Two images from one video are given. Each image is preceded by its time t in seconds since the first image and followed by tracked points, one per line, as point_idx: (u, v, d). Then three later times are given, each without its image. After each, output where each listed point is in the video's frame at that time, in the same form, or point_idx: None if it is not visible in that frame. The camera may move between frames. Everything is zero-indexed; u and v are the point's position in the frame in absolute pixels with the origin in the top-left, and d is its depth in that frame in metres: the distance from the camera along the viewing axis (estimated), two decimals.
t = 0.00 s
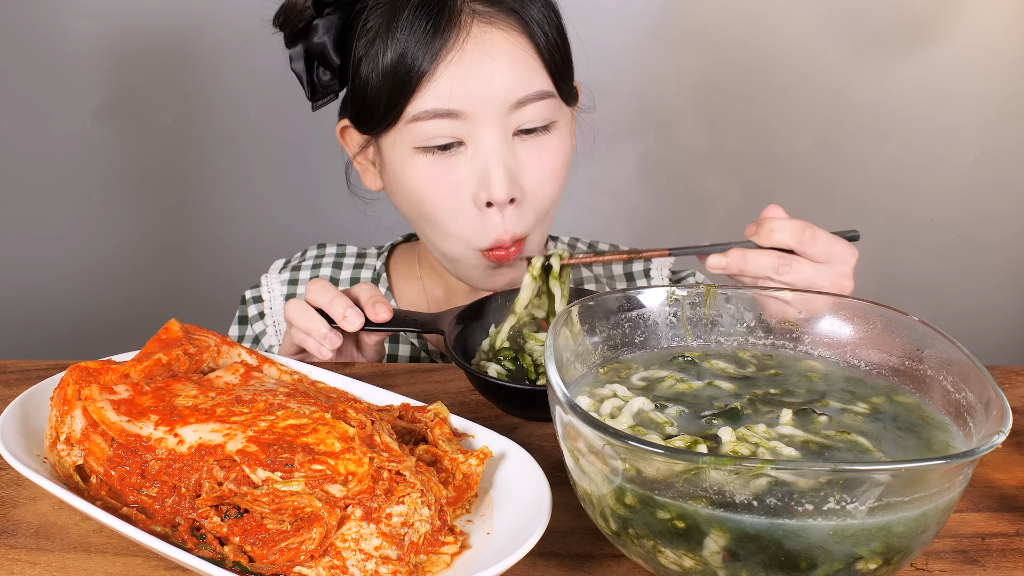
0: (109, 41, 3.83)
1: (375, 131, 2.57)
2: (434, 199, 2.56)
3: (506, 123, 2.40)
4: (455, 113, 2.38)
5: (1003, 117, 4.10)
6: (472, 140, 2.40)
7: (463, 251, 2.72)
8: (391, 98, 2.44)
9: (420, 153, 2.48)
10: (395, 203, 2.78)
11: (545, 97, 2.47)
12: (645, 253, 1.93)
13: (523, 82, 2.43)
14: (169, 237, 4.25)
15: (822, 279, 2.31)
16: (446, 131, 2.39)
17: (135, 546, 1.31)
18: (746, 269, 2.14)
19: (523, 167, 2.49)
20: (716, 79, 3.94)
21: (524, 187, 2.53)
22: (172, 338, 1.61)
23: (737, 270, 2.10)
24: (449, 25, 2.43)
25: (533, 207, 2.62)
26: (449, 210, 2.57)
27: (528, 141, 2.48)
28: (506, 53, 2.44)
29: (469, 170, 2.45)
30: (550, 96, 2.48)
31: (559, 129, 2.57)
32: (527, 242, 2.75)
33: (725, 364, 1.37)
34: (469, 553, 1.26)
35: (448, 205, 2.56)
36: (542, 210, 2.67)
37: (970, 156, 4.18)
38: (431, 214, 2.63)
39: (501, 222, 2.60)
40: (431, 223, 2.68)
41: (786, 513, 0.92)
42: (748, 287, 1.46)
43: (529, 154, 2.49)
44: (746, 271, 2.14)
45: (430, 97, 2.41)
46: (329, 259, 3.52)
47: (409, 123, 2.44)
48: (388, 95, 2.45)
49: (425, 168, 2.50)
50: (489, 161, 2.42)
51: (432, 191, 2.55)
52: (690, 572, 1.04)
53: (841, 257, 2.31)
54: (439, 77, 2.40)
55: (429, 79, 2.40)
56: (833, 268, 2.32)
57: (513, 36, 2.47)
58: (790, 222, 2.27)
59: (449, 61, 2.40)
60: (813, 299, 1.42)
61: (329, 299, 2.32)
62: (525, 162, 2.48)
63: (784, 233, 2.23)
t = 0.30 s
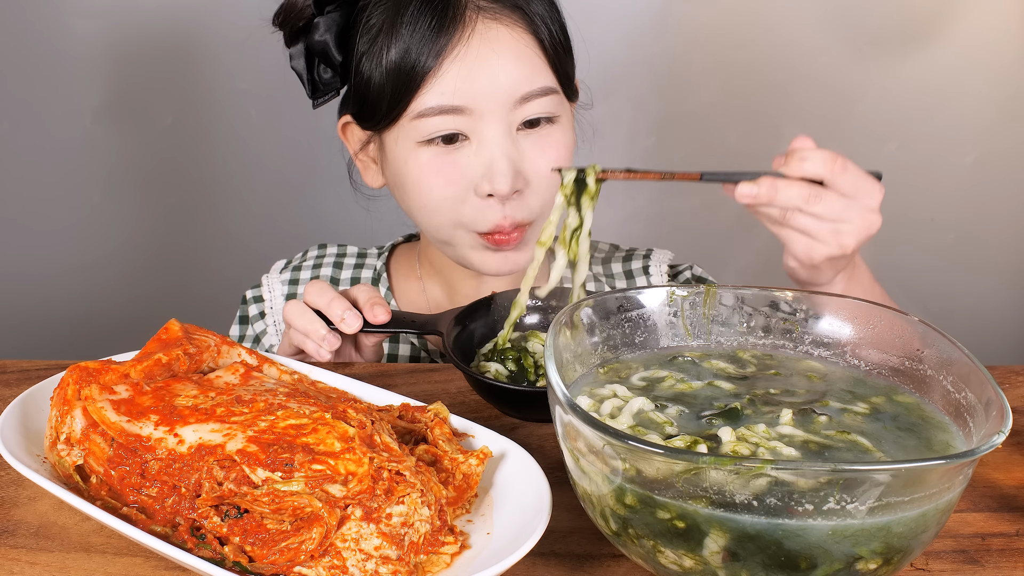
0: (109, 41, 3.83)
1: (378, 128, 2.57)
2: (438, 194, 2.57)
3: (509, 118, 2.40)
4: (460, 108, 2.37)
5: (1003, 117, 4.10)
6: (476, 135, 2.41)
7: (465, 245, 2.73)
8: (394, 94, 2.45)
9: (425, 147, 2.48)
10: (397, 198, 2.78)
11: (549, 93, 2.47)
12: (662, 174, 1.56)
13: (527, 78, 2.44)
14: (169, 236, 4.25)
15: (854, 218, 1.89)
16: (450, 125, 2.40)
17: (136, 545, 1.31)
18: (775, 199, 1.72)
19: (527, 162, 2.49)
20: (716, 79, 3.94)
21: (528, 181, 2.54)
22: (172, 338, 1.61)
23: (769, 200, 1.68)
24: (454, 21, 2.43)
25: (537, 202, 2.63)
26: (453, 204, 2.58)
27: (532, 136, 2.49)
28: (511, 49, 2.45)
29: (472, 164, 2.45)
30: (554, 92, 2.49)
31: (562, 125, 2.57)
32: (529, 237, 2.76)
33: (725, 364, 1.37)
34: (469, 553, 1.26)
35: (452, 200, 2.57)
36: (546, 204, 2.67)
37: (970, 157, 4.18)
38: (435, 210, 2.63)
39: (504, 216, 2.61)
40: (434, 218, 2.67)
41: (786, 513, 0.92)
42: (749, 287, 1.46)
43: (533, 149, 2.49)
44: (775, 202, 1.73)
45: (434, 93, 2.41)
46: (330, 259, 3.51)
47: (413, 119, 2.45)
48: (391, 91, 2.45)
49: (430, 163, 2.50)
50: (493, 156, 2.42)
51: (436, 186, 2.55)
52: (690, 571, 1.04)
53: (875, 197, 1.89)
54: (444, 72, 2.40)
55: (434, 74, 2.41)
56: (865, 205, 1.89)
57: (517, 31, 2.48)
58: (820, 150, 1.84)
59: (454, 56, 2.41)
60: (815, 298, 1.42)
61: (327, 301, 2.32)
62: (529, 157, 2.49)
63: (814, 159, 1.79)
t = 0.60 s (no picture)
0: (109, 40, 3.83)
1: (376, 126, 2.57)
2: (433, 194, 2.57)
3: (506, 120, 2.41)
4: (458, 109, 2.38)
5: (1003, 117, 4.10)
6: (473, 136, 2.41)
7: (459, 248, 2.74)
8: (393, 94, 2.44)
9: (421, 148, 2.48)
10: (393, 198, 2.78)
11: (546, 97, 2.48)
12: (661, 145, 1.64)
13: (525, 82, 2.46)
14: (170, 236, 4.25)
15: (856, 151, 1.95)
16: (448, 127, 2.40)
17: (136, 546, 1.31)
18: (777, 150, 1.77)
19: (524, 166, 2.50)
20: (716, 79, 3.93)
21: (523, 185, 2.55)
22: (172, 338, 1.62)
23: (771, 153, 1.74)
24: (453, 23, 2.46)
25: (532, 206, 2.64)
26: (447, 206, 2.59)
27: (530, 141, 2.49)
28: (509, 52, 2.48)
29: (469, 166, 2.46)
30: (552, 96, 2.50)
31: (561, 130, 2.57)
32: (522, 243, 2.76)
33: (725, 364, 1.37)
34: (469, 553, 1.26)
35: (447, 201, 2.57)
36: (541, 210, 2.68)
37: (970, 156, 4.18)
38: (429, 211, 2.64)
39: (497, 219, 2.62)
40: (428, 218, 2.68)
41: (786, 513, 0.92)
42: (747, 288, 1.47)
43: (530, 152, 2.50)
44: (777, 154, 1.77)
45: (432, 94, 2.42)
46: (326, 261, 3.50)
47: (411, 118, 2.45)
48: (390, 91, 2.44)
49: (425, 164, 2.50)
50: (489, 158, 2.43)
51: (431, 186, 2.55)
52: (690, 572, 1.04)
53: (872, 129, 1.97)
54: (442, 73, 2.42)
55: (432, 75, 2.42)
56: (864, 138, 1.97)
57: (516, 35, 2.50)
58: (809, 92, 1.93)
59: (452, 58, 2.44)
60: (814, 298, 1.43)
61: (321, 305, 2.33)
62: (525, 160, 2.49)
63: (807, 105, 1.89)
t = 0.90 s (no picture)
0: (110, 40, 3.84)
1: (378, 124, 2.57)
2: (432, 194, 2.61)
3: (510, 127, 2.44)
4: (463, 111, 2.38)
5: (1002, 117, 4.11)
6: (477, 140, 2.43)
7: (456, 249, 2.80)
8: (398, 95, 2.43)
9: (423, 149, 2.49)
10: (391, 195, 2.79)
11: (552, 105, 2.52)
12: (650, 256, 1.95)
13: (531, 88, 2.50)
14: (170, 236, 4.25)
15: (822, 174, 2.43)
16: (450, 129, 2.40)
17: (135, 546, 1.31)
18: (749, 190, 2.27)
19: (524, 172, 2.55)
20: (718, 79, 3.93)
21: (522, 191, 2.61)
22: (172, 338, 1.62)
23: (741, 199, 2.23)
24: (463, 27, 2.46)
25: (529, 211, 2.71)
26: (445, 207, 2.64)
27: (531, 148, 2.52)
28: (516, 58, 2.51)
29: (471, 169, 2.50)
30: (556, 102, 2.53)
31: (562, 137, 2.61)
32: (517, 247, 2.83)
33: (725, 364, 1.37)
34: (469, 553, 1.26)
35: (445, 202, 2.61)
36: (538, 215, 2.74)
37: (970, 156, 4.18)
38: (428, 210, 2.68)
39: (496, 225, 2.70)
40: (426, 215, 2.72)
41: (786, 513, 0.92)
42: (748, 287, 1.47)
43: (532, 159, 2.54)
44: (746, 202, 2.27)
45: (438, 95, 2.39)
46: (321, 264, 3.51)
47: (414, 117, 2.43)
48: (395, 90, 2.43)
49: (427, 164, 2.53)
50: (491, 163, 2.47)
51: (430, 186, 2.58)
52: (690, 571, 1.04)
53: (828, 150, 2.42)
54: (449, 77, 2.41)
55: (439, 77, 2.41)
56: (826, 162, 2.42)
57: (525, 42, 2.54)
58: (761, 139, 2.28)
59: (459, 62, 2.45)
60: (814, 297, 1.43)
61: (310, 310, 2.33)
62: (526, 166, 2.54)
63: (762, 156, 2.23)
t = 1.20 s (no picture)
0: (110, 40, 3.85)
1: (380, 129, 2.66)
2: (440, 197, 2.78)
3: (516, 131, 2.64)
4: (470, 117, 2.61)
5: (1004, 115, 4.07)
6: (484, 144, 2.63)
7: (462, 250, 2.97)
8: (405, 96, 2.55)
9: (429, 153, 2.67)
10: (400, 201, 2.96)
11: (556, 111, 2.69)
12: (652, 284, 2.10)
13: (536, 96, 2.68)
14: (169, 236, 4.24)
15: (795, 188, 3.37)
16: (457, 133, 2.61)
17: (136, 546, 1.31)
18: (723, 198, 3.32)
19: (530, 174, 2.71)
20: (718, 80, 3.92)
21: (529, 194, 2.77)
22: (172, 338, 1.62)
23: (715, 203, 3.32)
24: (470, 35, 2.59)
25: (535, 213, 2.85)
26: (453, 208, 2.80)
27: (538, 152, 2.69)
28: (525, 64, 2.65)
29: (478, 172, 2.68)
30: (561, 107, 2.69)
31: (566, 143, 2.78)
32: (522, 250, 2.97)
33: (725, 364, 1.37)
34: (469, 553, 1.26)
35: (452, 204, 2.79)
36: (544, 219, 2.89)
37: (970, 156, 4.18)
38: (436, 213, 2.85)
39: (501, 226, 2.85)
40: (434, 219, 2.89)
41: (785, 513, 0.92)
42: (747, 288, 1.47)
43: (538, 163, 2.70)
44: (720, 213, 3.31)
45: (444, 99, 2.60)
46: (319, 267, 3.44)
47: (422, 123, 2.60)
48: (403, 95, 2.54)
49: (434, 168, 2.69)
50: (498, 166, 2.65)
51: (437, 189, 2.76)
52: (690, 572, 1.04)
53: (803, 172, 3.39)
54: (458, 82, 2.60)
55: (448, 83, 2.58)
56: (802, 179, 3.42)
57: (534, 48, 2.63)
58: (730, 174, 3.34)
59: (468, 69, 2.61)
60: (814, 298, 1.43)
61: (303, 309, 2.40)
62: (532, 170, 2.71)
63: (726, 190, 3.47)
